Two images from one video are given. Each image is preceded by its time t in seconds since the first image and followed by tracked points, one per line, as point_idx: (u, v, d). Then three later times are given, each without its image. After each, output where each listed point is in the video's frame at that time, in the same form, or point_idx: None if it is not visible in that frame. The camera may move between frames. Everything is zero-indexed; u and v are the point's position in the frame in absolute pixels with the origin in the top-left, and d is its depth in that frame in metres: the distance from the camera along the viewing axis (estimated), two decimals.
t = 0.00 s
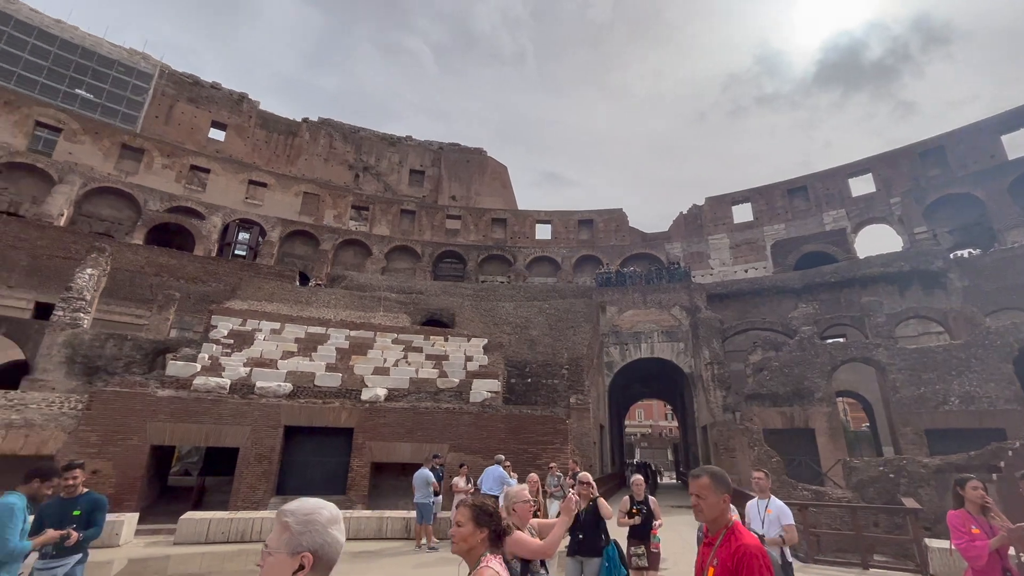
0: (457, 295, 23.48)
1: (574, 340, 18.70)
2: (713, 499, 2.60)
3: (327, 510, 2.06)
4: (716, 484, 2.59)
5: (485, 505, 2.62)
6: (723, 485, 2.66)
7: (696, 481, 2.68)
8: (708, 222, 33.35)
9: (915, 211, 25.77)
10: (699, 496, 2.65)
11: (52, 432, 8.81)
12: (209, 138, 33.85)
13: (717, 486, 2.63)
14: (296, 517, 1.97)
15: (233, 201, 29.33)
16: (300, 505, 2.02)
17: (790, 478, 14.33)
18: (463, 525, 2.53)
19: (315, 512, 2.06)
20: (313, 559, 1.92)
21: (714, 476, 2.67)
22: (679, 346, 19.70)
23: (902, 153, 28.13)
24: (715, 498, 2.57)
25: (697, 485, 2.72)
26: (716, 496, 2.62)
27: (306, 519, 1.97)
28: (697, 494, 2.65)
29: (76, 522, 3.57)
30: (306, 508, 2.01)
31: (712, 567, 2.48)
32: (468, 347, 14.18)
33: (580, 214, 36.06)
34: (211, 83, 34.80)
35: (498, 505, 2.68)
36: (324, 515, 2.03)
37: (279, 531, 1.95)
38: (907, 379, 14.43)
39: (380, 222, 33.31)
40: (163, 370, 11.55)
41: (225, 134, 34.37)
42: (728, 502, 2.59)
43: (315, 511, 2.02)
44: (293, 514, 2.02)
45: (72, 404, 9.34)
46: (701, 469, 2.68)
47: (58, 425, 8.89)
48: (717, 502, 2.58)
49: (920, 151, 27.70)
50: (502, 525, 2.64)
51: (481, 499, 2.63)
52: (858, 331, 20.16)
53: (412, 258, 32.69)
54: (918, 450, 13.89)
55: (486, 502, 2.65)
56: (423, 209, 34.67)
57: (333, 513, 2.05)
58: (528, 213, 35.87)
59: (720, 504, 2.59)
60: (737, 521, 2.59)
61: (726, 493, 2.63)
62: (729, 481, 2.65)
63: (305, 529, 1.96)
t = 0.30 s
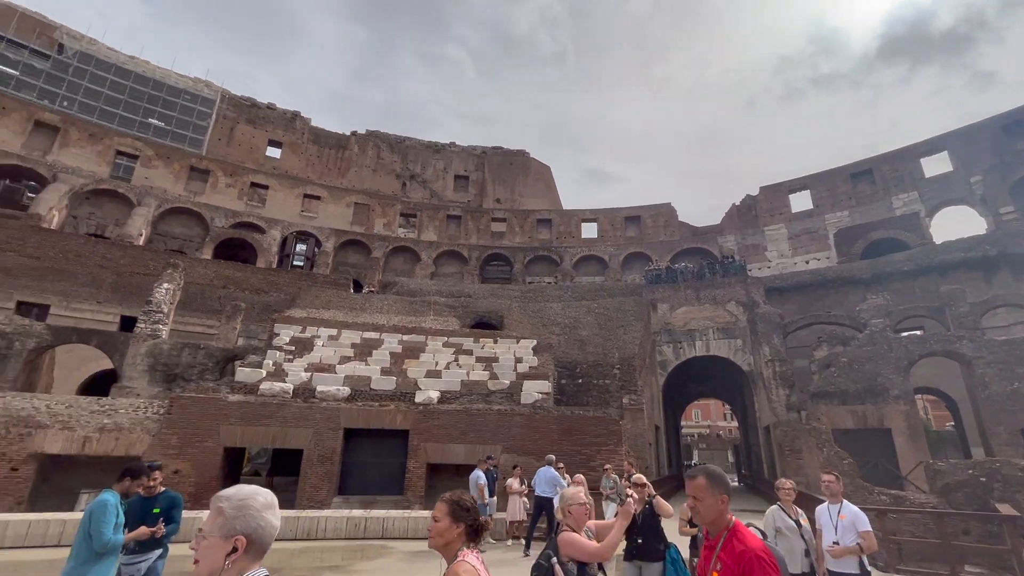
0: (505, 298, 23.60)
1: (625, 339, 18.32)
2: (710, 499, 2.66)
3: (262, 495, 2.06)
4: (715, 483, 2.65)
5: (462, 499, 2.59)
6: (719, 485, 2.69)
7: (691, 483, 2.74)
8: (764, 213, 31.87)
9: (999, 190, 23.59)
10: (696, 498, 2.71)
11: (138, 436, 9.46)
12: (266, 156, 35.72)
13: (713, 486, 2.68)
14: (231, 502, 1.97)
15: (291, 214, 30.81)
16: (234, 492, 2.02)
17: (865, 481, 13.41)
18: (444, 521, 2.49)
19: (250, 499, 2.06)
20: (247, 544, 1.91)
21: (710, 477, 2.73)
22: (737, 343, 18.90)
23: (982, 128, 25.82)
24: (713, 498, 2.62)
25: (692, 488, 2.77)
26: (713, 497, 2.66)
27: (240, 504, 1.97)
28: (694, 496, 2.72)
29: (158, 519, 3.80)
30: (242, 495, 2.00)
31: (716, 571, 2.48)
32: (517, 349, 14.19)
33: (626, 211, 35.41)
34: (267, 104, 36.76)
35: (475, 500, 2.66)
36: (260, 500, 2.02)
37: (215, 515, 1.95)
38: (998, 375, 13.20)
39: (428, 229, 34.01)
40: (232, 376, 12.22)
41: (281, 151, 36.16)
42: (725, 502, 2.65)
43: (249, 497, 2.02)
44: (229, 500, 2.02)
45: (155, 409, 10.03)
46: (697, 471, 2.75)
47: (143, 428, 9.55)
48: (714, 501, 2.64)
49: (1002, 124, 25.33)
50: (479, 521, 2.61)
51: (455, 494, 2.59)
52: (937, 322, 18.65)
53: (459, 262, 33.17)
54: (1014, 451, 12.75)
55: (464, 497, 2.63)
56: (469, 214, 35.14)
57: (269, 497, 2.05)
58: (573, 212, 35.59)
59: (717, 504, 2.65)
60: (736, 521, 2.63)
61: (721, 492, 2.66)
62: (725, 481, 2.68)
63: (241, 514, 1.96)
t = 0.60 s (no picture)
0: (552, 298, 23.49)
1: (678, 336, 17.78)
2: (705, 508, 2.47)
3: (231, 499, 2.29)
4: (710, 492, 2.48)
5: (431, 507, 2.55)
6: (716, 494, 2.51)
7: (686, 491, 2.58)
8: (824, 199, 30.12)
9: None
10: (690, 507, 2.54)
11: (212, 438, 10.09)
12: (318, 170, 37.28)
13: (708, 495, 2.51)
14: (201, 504, 2.18)
15: (343, 224, 31.99)
16: (208, 494, 2.24)
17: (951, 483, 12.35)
18: (410, 530, 2.45)
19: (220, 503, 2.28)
20: (213, 538, 2.12)
21: (706, 485, 2.56)
22: (799, 338, 17.94)
23: None
24: (707, 507, 2.44)
25: (686, 497, 2.61)
26: (709, 506, 2.47)
27: (209, 505, 2.18)
28: (688, 505, 2.55)
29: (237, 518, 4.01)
30: (211, 498, 2.22)
31: None
32: (567, 349, 14.06)
33: (675, 205, 34.44)
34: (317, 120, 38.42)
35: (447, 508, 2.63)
36: (227, 502, 2.24)
37: (187, 516, 2.17)
38: None
39: (474, 232, 34.42)
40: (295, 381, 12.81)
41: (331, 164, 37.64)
42: (721, 511, 2.46)
43: (220, 500, 2.24)
44: (204, 502, 2.23)
45: (227, 413, 10.67)
46: (691, 478, 2.59)
47: (217, 430, 10.17)
48: (708, 510, 2.46)
49: None
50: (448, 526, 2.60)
51: (423, 501, 2.58)
52: None
53: (506, 263, 33.32)
54: None
55: (433, 505, 2.58)
56: (513, 215, 35.25)
57: (236, 500, 2.30)
58: (619, 209, 35.00)
59: (712, 514, 2.46)
60: (733, 532, 2.43)
61: (718, 502, 2.47)
62: (722, 490, 2.50)
63: (211, 514, 2.17)
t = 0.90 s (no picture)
0: (599, 296, 23.15)
1: (734, 331, 17.07)
2: (696, 495, 2.23)
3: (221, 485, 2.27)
4: (702, 476, 2.23)
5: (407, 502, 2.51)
6: (710, 479, 2.24)
7: (679, 478, 2.35)
8: (889, 180, 28.14)
9: None
10: (682, 493, 2.30)
11: (277, 440, 10.56)
12: (366, 180, 38.48)
13: (700, 481, 2.26)
14: (193, 487, 2.18)
15: (390, 232, 32.86)
16: (201, 479, 2.24)
17: None
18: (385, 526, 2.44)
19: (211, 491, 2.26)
20: (203, 519, 2.11)
21: (699, 470, 2.31)
22: (866, 330, 16.85)
23: None
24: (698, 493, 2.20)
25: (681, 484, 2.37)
26: (701, 492, 2.22)
27: (200, 488, 2.18)
28: (679, 491, 2.31)
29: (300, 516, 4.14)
30: (204, 483, 2.22)
31: None
32: (616, 347, 13.80)
33: (724, 195, 33.20)
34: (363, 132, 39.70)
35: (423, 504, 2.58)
36: (218, 486, 2.23)
37: (178, 500, 2.16)
38: None
39: (517, 234, 34.51)
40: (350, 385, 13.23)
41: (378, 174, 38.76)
42: (714, 498, 2.20)
43: (212, 484, 2.24)
44: (196, 487, 2.23)
45: (289, 417, 11.15)
46: (685, 465, 2.35)
47: (281, 433, 10.64)
48: (699, 497, 2.21)
49: None
50: (426, 524, 2.54)
51: (402, 500, 2.53)
52: None
53: (551, 263, 33.18)
54: None
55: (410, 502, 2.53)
56: (556, 215, 35.02)
57: (229, 486, 2.28)
58: (665, 203, 34.11)
59: (704, 501, 2.21)
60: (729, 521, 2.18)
61: (711, 487, 2.21)
62: (716, 475, 2.23)
63: (202, 496, 2.16)
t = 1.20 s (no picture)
0: (646, 292, 22.63)
1: (792, 323, 16.26)
2: (676, 500, 2.26)
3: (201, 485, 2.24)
4: (682, 483, 2.26)
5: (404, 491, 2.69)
6: (690, 486, 2.26)
7: (662, 481, 2.36)
8: (962, 156, 25.99)
9: None
10: (663, 497, 2.33)
11: (335, 442, 10.92)
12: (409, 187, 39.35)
13: (681, 487, 2.28)
14: (176, 489, 2.16)
15: (434, 236, 33.43)
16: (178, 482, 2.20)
17: None
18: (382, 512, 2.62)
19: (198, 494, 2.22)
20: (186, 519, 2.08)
21: (680, 474, 2.34)
22: (941, 318, 15.64)
23: None
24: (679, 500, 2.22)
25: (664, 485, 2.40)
26: (679, 498, 2.25)
27: (179, 490, 2.15)
28: (661, 495, 2.35)
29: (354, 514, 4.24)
30: (184, 486, 2.19)
31: None
32: (666, 344, 13.42)
33: (775, 182, 31.71)
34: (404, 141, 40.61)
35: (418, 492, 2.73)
36: (196, 488, 2.19)
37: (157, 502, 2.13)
38: None
39: (560, 232, 34.29)
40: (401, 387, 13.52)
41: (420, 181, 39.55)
42: (693, 503, 2.23)
43: (190, 486, 2.20)
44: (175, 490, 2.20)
45: (345, 419, 11.52)
46: (667, 469, 2.36)
47: (338, 435, 11.01)
48: (679, 503, 2.24)
49: None
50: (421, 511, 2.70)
51: (401, 487, 2.71)
52: None
53: (595, 260, 32.77)
54: None
55: (406, 491, 2.70)
56: (598, 212, 34.51)
57: (206, 487, 2.23)
58: (712, 193, 32.96)
59: (683, 507, 2.24)
60: (706, 525, 2.23)
61: (689, 494, 2.23)
62: (697, 483, 2.25)
63: (181, 498, 2.14)
